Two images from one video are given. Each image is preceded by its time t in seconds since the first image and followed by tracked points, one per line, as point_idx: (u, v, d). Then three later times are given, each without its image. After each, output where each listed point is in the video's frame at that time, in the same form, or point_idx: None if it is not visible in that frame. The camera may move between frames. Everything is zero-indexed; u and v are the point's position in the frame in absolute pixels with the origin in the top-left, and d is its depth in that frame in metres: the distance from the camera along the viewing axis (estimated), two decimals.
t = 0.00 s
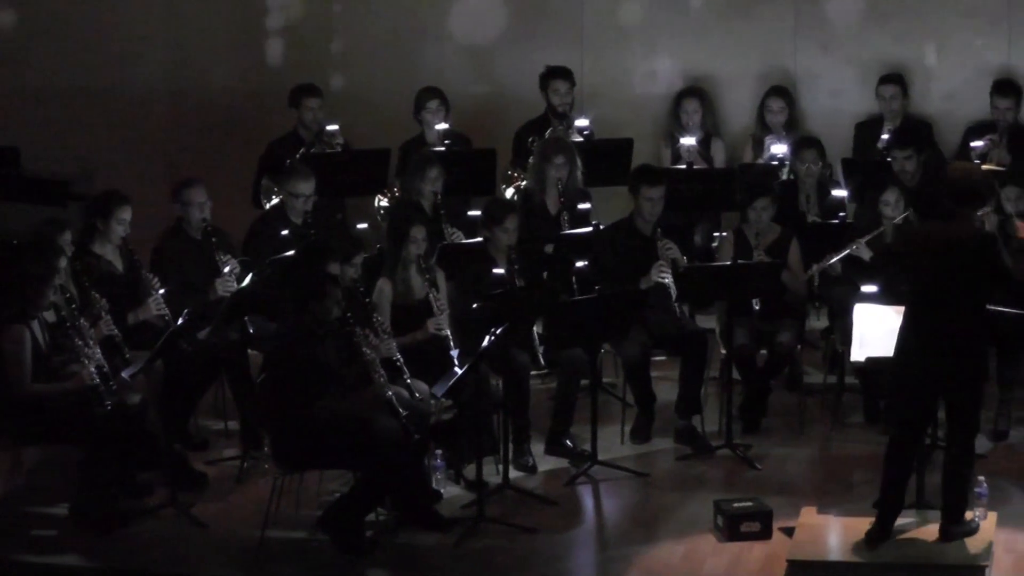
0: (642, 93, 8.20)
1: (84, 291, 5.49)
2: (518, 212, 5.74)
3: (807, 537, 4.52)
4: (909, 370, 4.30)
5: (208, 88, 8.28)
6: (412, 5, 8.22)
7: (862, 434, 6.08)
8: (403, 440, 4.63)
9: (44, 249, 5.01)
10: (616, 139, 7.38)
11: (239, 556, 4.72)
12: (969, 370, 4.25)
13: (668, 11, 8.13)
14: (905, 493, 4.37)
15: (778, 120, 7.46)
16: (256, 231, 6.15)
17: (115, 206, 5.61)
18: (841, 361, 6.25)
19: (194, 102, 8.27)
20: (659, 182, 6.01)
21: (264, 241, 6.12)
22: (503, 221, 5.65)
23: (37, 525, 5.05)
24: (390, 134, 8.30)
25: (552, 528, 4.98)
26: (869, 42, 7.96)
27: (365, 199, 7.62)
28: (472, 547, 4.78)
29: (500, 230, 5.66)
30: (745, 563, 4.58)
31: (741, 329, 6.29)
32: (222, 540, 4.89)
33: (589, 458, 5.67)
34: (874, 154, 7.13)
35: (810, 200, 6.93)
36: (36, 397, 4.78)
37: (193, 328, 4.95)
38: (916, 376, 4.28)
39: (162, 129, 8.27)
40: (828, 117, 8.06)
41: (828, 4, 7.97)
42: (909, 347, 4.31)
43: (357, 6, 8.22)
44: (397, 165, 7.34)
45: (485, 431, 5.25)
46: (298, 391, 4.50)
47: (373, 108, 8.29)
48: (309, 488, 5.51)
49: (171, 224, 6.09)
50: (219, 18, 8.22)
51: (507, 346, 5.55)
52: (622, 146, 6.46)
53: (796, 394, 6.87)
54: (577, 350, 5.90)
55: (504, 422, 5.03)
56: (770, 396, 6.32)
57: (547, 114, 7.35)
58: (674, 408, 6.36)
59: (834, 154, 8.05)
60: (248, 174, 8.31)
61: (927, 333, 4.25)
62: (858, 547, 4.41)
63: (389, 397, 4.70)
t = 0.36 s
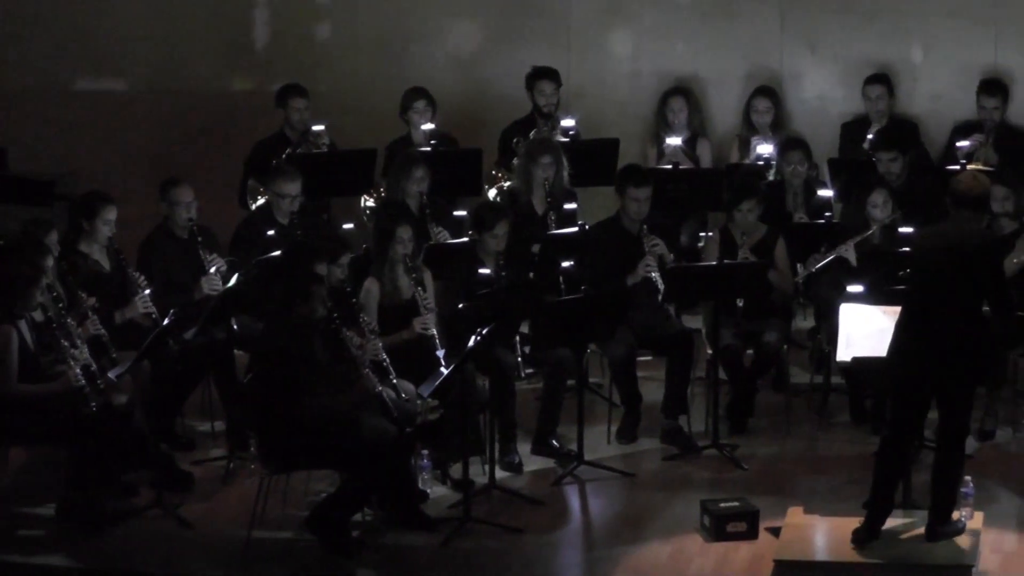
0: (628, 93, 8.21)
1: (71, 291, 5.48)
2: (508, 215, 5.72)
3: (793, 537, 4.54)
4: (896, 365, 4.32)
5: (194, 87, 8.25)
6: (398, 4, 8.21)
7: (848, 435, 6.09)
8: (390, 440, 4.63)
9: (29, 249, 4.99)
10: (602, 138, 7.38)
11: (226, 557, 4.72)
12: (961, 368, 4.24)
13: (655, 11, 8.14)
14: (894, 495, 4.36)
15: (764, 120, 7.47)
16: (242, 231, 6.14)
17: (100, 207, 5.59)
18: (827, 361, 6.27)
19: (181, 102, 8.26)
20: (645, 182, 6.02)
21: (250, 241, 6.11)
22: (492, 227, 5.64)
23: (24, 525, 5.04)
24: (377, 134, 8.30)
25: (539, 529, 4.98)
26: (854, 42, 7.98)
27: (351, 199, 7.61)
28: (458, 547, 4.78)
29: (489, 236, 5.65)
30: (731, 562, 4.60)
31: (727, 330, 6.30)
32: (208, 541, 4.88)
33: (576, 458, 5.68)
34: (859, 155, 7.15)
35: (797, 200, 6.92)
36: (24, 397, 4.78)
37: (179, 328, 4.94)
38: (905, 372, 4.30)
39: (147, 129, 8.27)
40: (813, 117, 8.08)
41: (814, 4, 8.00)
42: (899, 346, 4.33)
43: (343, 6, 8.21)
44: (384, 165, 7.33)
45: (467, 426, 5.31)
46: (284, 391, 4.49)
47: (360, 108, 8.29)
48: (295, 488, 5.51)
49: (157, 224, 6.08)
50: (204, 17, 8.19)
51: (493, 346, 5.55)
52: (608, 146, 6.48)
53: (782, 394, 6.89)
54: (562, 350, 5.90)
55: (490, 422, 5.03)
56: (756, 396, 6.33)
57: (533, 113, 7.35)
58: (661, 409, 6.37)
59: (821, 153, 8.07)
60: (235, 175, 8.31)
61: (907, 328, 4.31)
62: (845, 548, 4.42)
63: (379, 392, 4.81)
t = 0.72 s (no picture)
0: (616, 94, 8.21)
1: (57, 291, 5.46)
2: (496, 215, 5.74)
3: (779, 537, 4.55)
4: (882, 367, 4.34)
5: (182, 87, 8.25)
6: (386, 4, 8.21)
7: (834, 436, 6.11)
8: (377, 441, 4.63)
9: (17, 250, 4.97)
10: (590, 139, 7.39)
11: (213, 558, 4.71)
12: (950, 368, 4.26)
13: (642, 12, 8.16)
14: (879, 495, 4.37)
15: (751, 121, 7.48)
16: (229, 231, 6.13)
17: (88, 209, 5.60)
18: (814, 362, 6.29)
19: (167, 102, 8.25)
20: (633, 185, 6.03)
21: (238, 242, 6.11)
22: (480, 228, 5.64)
23: (10, 526, 5.03)
24: (364, 134, 8.30)
25: (526, 529, 4.98)
26: (841, 43, 7.99)
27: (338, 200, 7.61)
28: (445, 547, 4.79)
29: (475, 236, 5.66)
30: (719, 563, 4.61)
31: (713, 331, 6.32)
32: (195, 542, 4.87)
33: (563, 459, 5.69)
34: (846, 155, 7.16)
35: (785, 200, 6.89)
36: (10, 397, 4.78)
37: (166, 328, 4.93)
38: (891, 373, 4.30)
39: (135, 129, 8.27)
40: (800, 118, 8.10)
41: (800, 5, 8.01)
42: (886, 347, 4.34)
43: (330, 6, 8.21)
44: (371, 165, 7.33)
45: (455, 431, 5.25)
46: (272, 392, 4.48)
47: (347, 108, 8.28)
48: (282, 489, 5.51)
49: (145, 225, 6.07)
50: (192, 17, 8.19)
51: (480, 346, 5.56)
52: (595, 147, 6.50)
53: (769, 394, 6.91)
54: (549, 351, 5.91)
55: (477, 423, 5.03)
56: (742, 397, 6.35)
57: (520, 114, 7.36)
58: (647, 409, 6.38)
59: (808, 154, 8.08)
60: (221, 177, 8.31)
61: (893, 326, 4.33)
62: (830, 548, 4.44)
63: (365, 395, 4.74)
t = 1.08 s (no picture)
0: (606, 94, 8.22)
1: (47, 292, 5.46)
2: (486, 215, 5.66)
3: (770, 538, 4.56)
4: (869, 369, 4.33)
5: (172, 88, 8.26)
6: (377, 4, 8.22)
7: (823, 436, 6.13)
8: (367, 442, 4.62)
9: (8, 251, 4.98)
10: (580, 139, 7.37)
11: (205, 558, 4.71)
12: (941, 369, 4.29)
13: (632, 12, 8.16)
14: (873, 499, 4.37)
15: (742, 121, 7.51)
16: (219, 232, 6.13)
17: (78, 210, 5.59)
18: (804, 362, 6.31)
19: (157, 103, 8.26)
20: (624, 187, 6.02)
21: (228, 243, 6.10)
22: (469, 227, 5.57)
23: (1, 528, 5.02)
24: (354, 135, 8.30)
25: (516, 530, 4.99)
26: (832, 43, 8.00)
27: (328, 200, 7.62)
28: (435, 548, 4.79)
29: (465, 236, 5.58)
30: (709, 563, 4.63)
31: (704, 332, 6.33)
32: (186, 543, 4.87)
33: (553, 459, 5.69)
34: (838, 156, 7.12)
35: (776, 201, 6.92)
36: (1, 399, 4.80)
37: (157, 328, 4.93)
38: (878, 375, 4.32)
39: (124, 129, 8.26)
40: (790, 118, 8.11)
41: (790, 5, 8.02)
42: (874, 349, 4.32)
43: (321, 7, 8.22)
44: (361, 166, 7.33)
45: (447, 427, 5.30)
46: (262, 395, 4.49)
47: (338, 109, 8.28)
48: (273, 489, 5.51)
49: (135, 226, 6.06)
50: (182, 18, 8.19)
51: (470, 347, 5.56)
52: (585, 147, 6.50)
53: (759, 395, 6.92)
54: (539, 351, 5.91)
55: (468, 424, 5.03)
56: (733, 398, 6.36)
57: (510, 115, 7.36)
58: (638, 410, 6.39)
59: (800, 154, 8.08)
60: (211, 178, 8.34)
61: (880, 326, 4.31)
62: (822, 550, 4.44)
63: (354, 396, 4.72)
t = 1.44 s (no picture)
0: (597, 95, 8.23)
1: (38, 293, 5.44)
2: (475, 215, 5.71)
3: (760, 539, 4.58)
4: (859, 368, 4.28)
5: (163, 91, 8.28)
6: (368, 4, 8.21)
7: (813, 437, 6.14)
8: (358, 443, 4.63)
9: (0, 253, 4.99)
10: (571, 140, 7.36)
11: (196, 559, 4.71)
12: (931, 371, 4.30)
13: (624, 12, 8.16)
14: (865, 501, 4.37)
15: (733, 123, 7.50)
16: (211, 234, 6.13)
17: (69, 212, 5.57)
18: (795, 364, 6.32)
19: (148, 105, 8.29)
20: (615, 190, 6.02)
21: (219, 245, 6.10)
22: (459, 227, 5.61)
23: None
24: (345, 137, 8.30)
25: (508, 532, 4.99)
26: (822, 45, 8.02)
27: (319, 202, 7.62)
28: (426, 549, 4.79)
29: (455, 235, 5.62)
30: (700, 565, 4.63)
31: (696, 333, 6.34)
32: (177, 544, 4.86)
33: (544, 461, 5.70)
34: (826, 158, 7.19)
35: (768, 203, 6.91)
36: None
37: (148, 330, 4.94)
38: (873, 376, 4.27)
39: (116, 131, 8.32)
40: (781, 120, 8.13)
41: (779, 7, 8.04)
42: (870, 351, 4.27)
43: (312, 8, 8.22)
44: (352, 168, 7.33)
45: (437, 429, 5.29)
46: (253, 396, 4.49)
47: (329, 110, 8.28)
48: (264, 490, 5.51)
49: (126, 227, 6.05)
50: (173, 21, 8.20)
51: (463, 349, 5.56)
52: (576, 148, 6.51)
53: (751, 396, 6.94)
54: (531, 353, 5.92)
55: (459, 425, 5.04)
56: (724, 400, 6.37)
57: (502, 116, 7.37)
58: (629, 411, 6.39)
59: (790, 155, 8.10)
60: (202, 179, 8.33)
61: (872, 327, 4.27)
62: (812, 551, 4.45)
63: (348, 399, 4.73)
